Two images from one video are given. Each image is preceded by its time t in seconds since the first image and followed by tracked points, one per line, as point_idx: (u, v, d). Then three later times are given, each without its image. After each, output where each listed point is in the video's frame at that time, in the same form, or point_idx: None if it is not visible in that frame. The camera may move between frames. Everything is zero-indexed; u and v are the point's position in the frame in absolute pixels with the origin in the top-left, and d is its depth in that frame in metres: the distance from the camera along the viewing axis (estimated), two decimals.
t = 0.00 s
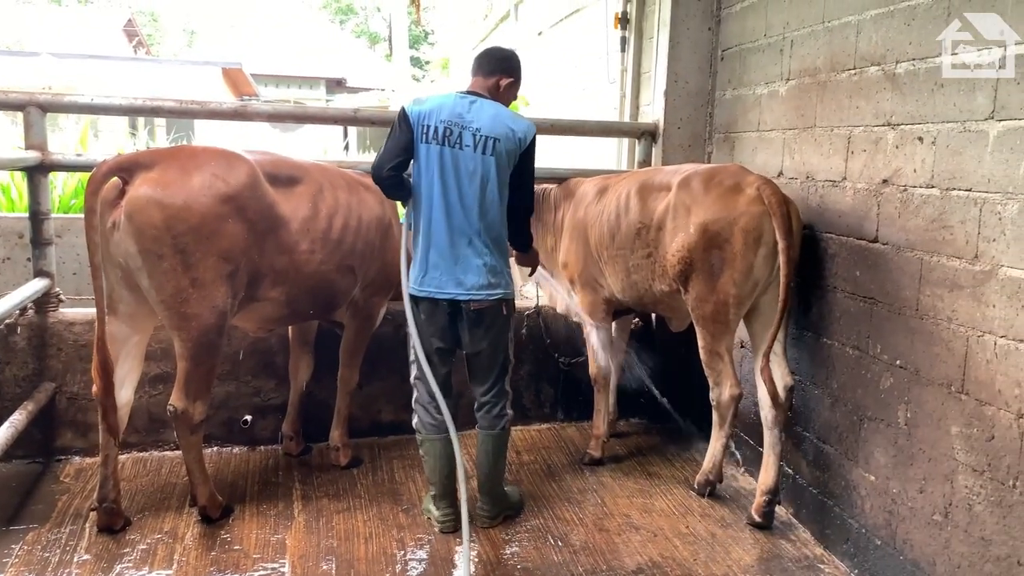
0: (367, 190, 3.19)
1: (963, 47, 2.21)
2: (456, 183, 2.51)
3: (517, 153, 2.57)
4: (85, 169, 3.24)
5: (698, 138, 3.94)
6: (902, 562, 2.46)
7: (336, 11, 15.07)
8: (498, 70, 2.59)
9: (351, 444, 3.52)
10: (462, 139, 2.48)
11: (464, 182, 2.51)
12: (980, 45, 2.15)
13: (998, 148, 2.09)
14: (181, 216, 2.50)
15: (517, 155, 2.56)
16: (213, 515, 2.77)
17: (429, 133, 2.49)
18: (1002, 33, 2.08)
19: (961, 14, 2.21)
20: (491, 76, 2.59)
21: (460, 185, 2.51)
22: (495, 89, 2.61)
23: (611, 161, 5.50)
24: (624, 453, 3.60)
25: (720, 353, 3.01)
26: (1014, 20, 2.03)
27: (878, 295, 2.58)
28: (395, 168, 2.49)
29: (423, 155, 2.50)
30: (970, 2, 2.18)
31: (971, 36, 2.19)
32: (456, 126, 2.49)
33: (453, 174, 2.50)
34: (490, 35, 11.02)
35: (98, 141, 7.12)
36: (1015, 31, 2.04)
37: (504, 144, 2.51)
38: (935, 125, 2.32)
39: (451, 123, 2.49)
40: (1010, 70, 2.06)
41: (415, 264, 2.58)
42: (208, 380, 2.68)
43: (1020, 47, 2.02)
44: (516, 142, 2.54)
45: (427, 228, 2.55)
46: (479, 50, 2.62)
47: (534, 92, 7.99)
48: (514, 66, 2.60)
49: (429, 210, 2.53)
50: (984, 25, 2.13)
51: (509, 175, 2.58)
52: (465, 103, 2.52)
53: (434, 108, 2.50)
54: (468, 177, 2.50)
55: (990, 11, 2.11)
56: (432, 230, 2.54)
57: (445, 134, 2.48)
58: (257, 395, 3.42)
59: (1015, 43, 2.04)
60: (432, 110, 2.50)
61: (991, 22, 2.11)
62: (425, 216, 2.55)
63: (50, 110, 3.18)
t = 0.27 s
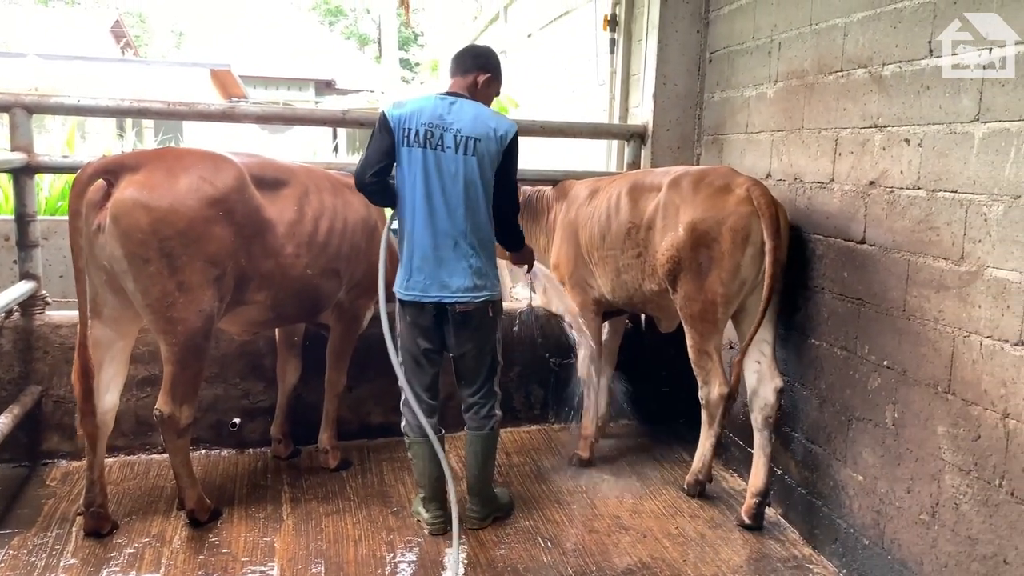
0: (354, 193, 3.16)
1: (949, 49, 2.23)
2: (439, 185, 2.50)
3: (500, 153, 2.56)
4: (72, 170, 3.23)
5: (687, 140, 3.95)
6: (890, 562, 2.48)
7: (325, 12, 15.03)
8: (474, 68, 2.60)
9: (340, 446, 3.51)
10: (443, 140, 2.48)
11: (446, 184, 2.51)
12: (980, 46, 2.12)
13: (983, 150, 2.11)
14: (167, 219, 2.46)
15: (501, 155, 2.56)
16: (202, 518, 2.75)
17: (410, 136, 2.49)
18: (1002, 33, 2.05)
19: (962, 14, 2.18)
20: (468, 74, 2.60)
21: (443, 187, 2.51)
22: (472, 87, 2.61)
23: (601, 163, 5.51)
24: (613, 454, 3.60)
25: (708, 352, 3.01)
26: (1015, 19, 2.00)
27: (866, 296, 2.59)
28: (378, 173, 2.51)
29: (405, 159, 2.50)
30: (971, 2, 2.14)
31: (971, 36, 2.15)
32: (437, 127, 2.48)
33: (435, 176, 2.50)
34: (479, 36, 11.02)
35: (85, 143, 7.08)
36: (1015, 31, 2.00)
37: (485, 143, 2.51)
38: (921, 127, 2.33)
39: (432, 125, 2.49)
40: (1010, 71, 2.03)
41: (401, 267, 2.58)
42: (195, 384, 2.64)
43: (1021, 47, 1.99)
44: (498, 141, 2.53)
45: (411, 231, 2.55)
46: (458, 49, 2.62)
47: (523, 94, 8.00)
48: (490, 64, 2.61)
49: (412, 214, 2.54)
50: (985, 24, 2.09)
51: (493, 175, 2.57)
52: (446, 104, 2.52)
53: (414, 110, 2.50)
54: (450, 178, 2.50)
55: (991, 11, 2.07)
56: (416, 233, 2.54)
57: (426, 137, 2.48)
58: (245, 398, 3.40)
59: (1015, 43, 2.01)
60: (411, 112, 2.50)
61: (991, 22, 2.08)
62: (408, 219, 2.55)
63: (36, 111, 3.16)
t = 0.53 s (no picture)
0: (341, 194, 3.15)
1: (936, 51, 2.24)
2: (414, 189, 2.51)
3: (477, 147, 2.46)
4: (59, 172, 3.21)
5: (677, 142, 3.96)
6: (880, 562, 2.49)
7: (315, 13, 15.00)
8: (451, 64, 2.59)
9: (330, 448, 3.50)
10: (415, 143, 2.47)
11: (421, 187, 2.50)
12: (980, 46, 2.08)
13: (971, 151, 2.12)
14: (154, 221, 2.41)
15: (478, 149, 2.46)
16: (191, 522, 2.74)
17: (386, 143, 2.52)
18: (1002, 33, 2.02)
19: (962, 14, 2.14)
20: (444, 71, 2.58)
21: (418, 191, 2.51)
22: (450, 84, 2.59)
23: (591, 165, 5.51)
24: (604, 455, 3.60)
25: (699, 352, 3.02)
26: (1014, 19, 1.97)
27: (855, 297, 2.60)
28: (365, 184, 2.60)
29: (385, 166, 2.55)
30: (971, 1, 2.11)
31: (971, 36, 2.12)
32: (409, 131, 2.48)
33: (410, 180, 2.51)
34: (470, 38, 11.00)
35: (73, 144, 7.03)
36: (1015, 31, 1.97)
37: (455, 140, 2.44)
38: (909, 129, 2.34)
39: (405, 129, 2.49)
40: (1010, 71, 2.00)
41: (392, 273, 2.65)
42: (184, 386, 2.60)
43: (1022, 47, 1.96)
44: (469, 137, 2.44)
45: (395, 237, 2.58)
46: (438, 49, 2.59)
47: (514, 96, 7.99)
48: (467, 58, 2.59)
49: (395, 220, 2.57)
50: (985, 24, 2.06)
51: (472, 171, 2.49)
52: (419, 107, 2.51)
53: (391, 116, 2.52)
54: (424, 180, 2.49)
55: (991, 10, 2.04)
56: (399, 239, 2.58)
57: (399, 141, 2.49)
58: (235, 400, 3.39)
59: (1015, 43, 1.98)
60: (390, 119, 2.53)
61: (991, 22, 2.05)
62: (393, 224, 2.59)
63: (23, 112, 3.15)
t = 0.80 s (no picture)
0: (331, 195, 3.14)
1: (927, 53, 2.25)
2: (407, 193, 2.52)
3: (464, 150, 2.41)
4: (48, 173, 3.19)
5: (669, 142, 3.96)
6: (872, 561, 2.49)
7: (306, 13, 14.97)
8: (446, 62, 2.50)
9: (322, 450, 3.49)
10: (407, 148, 2.48)
11: (413, 191, 2.50)
12: (982, 45, 2.06)
13: (961, 153, 2.13)
14: (144, 223, 2.38)
15: (463, 153, 2.41)
16: (182, 524, 2.72)
17: (385, 149, 2.56)
18: (1003, 32, 1.99)
19: (962, 14, 2.12)
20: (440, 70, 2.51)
21: (411, 195, 2.51)
22: (446, 83, 2.52)
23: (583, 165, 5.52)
24: (596, 456, 3.61)
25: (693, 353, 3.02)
26: (1014, 18, 1.95)
27: (847, 297, 2.61)
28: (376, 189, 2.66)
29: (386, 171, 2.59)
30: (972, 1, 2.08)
31: (971, 36, 2.09)
32: (402, 135, 2.49)
33: (404, 185, 2.52)
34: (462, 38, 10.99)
35: (62, 145, 6.99)
36: (1015, 31, 1.96)
37: (440, 144, 2.40)
38: (900, 130, 2.35)
39: (399, 134, 2.50)
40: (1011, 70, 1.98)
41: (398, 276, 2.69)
42: (175, 389, 2.59)
43: (1021, 47, 1.94)
44: (453, 141, 2.40)
45: (396, 241, 2.61)
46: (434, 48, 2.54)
47: (506, 97, 7.99)
48: (463, 55, 2.50)
49: (394, 224, 2.60)
50: (985, 25, 2.04)
51: (460, 175, 2.44)
52: (414, 111, 2.50)
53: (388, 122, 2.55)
54: (415, 185, 2.49)
55: (991, 10, 2.02)
56: (399, 243, 2.60)
57: (394, 146, 2.51)
58: (226, 402, 3.37)
59: (1015, 44, 1.96)
60: (389, 125, 2.56)
61: (991, 22, 2.03)
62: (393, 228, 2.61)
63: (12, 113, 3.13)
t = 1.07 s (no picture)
0: (322, 197, 3.13)
1: (919, 55, 2.26)
2: (428, 198, 2.52)
3: (480, 161, 2.37)
4: (40, 175, 3.17)
5: (662, 144, 3.97)
6: (865, 562, 2.50)
7: (299, 15, 14.94)
8: (473, 66, 2.45)
9: (315, 453, 3.48)
10: (428, 153, 2.47)
11: (433, 197, 2.50)
12: (981, 45, 2.04)
13: (953, 155, 2.14)
14: (135, 226, 2.37)
15: (479, 163, 2.37)
16: (174, 527, 2.71)
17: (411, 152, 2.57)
18: (1002, 32, 1.98)
19: (962, 14, 2.10)
20: (467, 74, 2.46)
21: (430, 200, 2.51)
22: (470, 87, 2.47)
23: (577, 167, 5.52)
24: (590, 458, 3.60)
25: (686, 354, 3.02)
26: (1015, 19, 1.94)
27: (840, 299, 2.61)
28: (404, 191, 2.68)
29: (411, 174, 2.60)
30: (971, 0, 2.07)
31: (971, 36, 2.08)
32: (425, 140, 2.48)
33: (425, 189, 2.52)
34: (455, 40, 10.99)
35: (53, 146, 6.95)
36: (1015, 30, 1.94)
37: (458, 153, 2.38)
38: (893, 132, 2.36)
39: (423, 138, 2.50)
40: (1010, 70, 1.97)
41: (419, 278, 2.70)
42: (167, 392, 2.58)
43: (1021, 48, 1.93)
44: (470, 150, 2.36)
45: (417, 244, 2.62)
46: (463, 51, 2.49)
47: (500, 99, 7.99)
48: (492, 60, 2.44)
49: (416, 227, 2.61)
50: (984, 25, 2.03)
51: (476, 184, 2.41)
52: (439, 116, 2.48)
53: (415, 127, 2.55)
54: (434, 190, 2.48)
55: (991, 10, 2.01)
56: (419, 246, 2.61)
57: (418, 150, 2.51)
58: (219, 404, 3.36)
59: (1015, 44, 1.95)
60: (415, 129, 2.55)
61: (990, 22, 2.01)
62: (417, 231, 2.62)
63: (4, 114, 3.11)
